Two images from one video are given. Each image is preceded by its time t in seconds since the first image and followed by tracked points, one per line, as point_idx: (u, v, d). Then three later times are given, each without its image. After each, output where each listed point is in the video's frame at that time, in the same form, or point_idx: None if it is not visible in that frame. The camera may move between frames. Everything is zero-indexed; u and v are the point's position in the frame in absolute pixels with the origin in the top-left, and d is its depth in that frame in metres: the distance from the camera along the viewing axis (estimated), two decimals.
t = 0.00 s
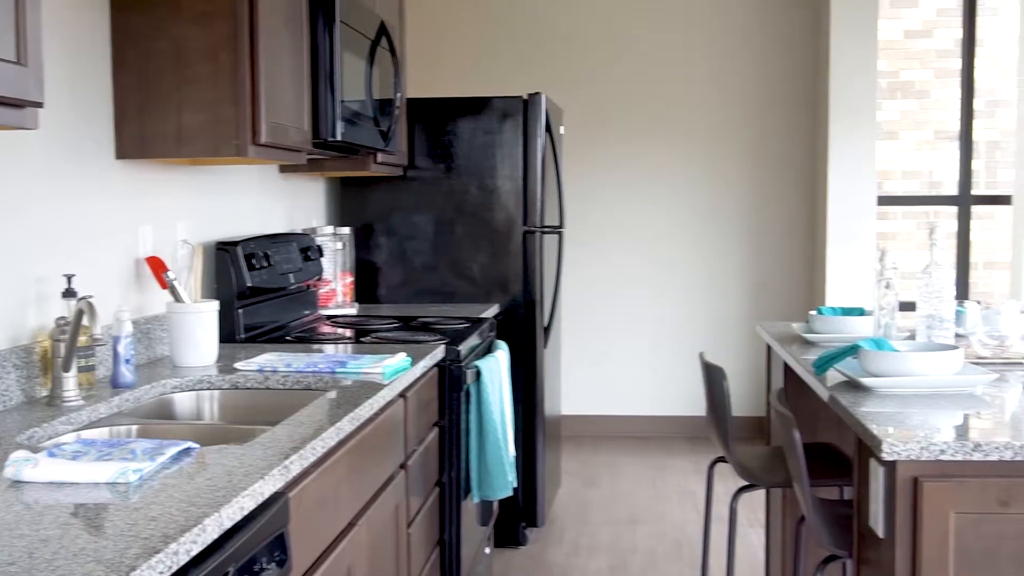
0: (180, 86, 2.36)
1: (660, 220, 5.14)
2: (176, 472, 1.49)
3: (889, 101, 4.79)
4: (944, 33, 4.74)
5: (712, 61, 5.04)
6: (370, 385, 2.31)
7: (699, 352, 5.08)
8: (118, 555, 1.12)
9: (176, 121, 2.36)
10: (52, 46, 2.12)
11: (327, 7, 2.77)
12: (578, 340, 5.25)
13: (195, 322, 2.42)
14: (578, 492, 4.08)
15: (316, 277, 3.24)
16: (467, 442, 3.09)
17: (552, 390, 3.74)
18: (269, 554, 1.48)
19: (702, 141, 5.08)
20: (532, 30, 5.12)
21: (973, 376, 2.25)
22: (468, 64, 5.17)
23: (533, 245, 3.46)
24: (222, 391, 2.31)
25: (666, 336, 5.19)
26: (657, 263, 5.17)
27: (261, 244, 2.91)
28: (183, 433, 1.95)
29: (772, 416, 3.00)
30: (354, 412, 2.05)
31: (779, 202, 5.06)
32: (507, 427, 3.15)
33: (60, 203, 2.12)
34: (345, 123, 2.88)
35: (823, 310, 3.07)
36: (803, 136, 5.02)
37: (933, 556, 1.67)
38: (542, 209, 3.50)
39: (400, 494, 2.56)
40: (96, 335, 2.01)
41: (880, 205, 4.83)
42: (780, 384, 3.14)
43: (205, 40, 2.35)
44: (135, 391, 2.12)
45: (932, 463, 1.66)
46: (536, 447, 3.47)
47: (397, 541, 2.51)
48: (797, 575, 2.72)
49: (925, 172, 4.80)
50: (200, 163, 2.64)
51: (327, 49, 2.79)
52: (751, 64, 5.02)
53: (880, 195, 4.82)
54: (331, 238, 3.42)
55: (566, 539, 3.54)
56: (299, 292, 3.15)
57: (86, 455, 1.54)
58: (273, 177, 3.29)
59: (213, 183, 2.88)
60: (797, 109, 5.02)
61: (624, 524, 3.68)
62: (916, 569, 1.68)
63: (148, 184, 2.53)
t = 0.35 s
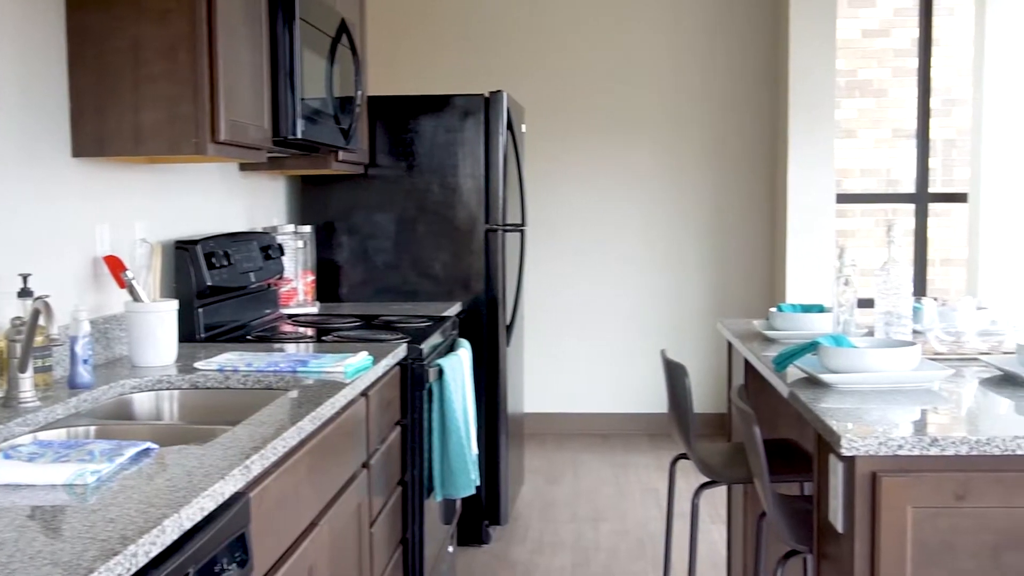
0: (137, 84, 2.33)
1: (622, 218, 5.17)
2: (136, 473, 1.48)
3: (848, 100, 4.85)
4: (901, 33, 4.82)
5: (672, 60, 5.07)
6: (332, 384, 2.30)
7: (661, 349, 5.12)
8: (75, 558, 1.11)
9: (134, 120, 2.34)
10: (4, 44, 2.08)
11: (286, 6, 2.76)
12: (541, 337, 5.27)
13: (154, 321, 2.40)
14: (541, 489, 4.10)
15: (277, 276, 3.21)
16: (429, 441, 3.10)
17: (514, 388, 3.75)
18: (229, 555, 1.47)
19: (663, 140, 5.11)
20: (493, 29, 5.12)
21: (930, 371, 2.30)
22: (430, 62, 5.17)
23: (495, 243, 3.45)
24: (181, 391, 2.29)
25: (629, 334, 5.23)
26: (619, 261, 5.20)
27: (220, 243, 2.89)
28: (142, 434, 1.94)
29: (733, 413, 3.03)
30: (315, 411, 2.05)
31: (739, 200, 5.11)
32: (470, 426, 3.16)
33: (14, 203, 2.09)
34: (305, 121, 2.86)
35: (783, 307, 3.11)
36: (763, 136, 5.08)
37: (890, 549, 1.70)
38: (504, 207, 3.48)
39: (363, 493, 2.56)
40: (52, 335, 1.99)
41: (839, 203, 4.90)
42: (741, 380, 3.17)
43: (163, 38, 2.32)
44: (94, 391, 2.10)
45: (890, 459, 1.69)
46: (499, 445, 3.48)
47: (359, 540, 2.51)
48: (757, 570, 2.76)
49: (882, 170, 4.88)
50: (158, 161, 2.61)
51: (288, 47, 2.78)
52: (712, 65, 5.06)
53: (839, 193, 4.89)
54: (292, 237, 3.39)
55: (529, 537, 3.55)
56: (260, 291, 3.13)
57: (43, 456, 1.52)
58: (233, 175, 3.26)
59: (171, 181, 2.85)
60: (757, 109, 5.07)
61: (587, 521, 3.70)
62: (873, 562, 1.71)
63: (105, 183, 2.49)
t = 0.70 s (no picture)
0: (102, 81, 2.31)
1: (590, 217, 5.19)
2: (101, 474, 1.47)
3: (814, 99, 4.91)
4: (866, 32, 4.88)
5: (639, 60, 5.10)
6: (300, 384, 2.29)
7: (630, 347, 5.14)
8: (38, 560, 1.10)
9: (99, 117, 2.31)
10: None
11: (252, 4, 2.74)
12: (511, 335, 5.27)
13: (120, 321, 2.37)
14: (510, 488, 4.10)
15: (244, 275, 3.19)
16: (398, 439, 3.10)
17: (484, 387, 3.74)
18: (196, 555, 1.45)
19: (632, 139, 5.14)
20: (462, 26, 5.11)
21: (896, 368, 2.34)
22: (398, 60, 5.15)
23: (463, 242, 3.44)
24: (147, 391, 2.27)
25: (598, 332, 5.25)
26: (588, 259, 5.21)
27: (186, 241, 2.86)
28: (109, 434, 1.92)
29: (701, 410, 3.04)
30: (283, 411, 2.03)
31: (707, 200, 5.15)
32: (439, 425, 3.17)
33: None
34: (272, 119, 2.84)
35: (751, 304, 3.13)
36: (730, 135, 5.11)
37: (857, 544, 1.73)
38: (473, 206, 3.47)
39: (331, 492, 2.55)
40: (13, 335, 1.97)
41: (806, 201, 4.95)
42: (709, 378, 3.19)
43: (127, 35, 2.29)
44: (58, 391, 2.07)
45: (856, 455, 1.72)
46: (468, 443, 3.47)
47: (328, 540, 2.50)
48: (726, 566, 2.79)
49: (848, 168, 4.94)
50: (123, 159, 2.58)
51: (254, 44, 2.75)
52: (680, 65, 5.09)
53: (806, 191, 4.94)
54: (260, 236, 3.35)
55: (499, 536, 3.55)
56: (227, 290, 3.10)
57: (6, 458, 1.50)
58: (199, 173, 3.22)
59: (136, 179, 2.82)
60: (724, 109, 5.10)
61: (556, 519, 3.71)
62: (840, 556, 1.74)
63: (69, 181, 2.46)
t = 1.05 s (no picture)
0: (63, 80, 2.28)
1: (559, 216, 5.19)
2: (63, 476, 1.46)
3: (779, 97, 4.94)
4: (830, 32, 4.92)
5: (607, 59, 5.11)
6: (265, 383, 2.28)
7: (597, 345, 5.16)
8: None
9: (60, 116, 2.29)
10: None
11: (216, 2, 2.72)
12: (479, 334, 5.27)
13: (83, 321, 2.34)
14: (478, 486, 4.10)
15: (210, 274, 3.16)
16: (366, 438, 3.10)
17: (451, 386, 3.73)
18: (161, 557, 1.44)
19: (600, 139, 5.15)
20: (431, 24, 5.10)
21: (859, 364, 2.37)
22: (366, 57, 5.13)
23: (431, 240, 3.43)
24: (111, 392, 2.24)
25: (567, 330, 5.26)
26: (556, 257, 5.22)
27: (150, 240, 2.84)
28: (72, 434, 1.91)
29: (668, 407, 3.05)
30: (248, 410, 2.02)
31: (673, 199, 5.17)
32: (406, 423, 3.16)
33: None
34: (237, 117, 2.82)
35: (716, 302, 3.15)
36: (696, 135, 5.14)
37: (822, 539, 1.74)
38: (440, 204, 3.47)
39: (298, 491, 2.53)
40: None
41: (771, 199, 4.98)
42: (676, 375, 3.20)
43: (89, 33, 2.27)
44: (20, 393, 2.08)
45: (821, 451, 1.73)
46: (435, 441, 3.46)
47: (294, 540, 2.49)
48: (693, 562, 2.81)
49: (814, 166, 4.98)
50: (84, 158, 2.55)
51: (217, 42, 2.73)
52: (647, 65, 5.11)
53: (771, 189, 4.97)
54: (225, 235, 3.31)
55: (467, 535, 3.54)
56: (192, 289, 3.07)
57: None
58: (163, 172, 3.19)
59: (99, 178, 2.79)
60: (690, 109, 5.13)
61: (524, 518, 3.71)
62: (806, 552, 1.75)
63: (29, 180, 2.43)
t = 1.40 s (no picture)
0: (34, 76, 2.27)
1: (534, 215, 5.19)
2: (35, 475, 1.46)
3: (754, 96, 4.95)
4: (803, 31, 4.94)
5: (582, 60, 5.11)
6: (239, 381, 2.27)
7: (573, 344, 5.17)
8: None
9: (31, 114, 2.27)
10: None
11: None
12: (455, 332, 5.26)
13: (54, 319, 2.33)
14: (452, 484, 4.10)
15: (183, 272, 3.14)
16: (341, 437, 3.09)
17: (427, 384, 3.72)
18: (133, 556, 1.43)
19: (575, 138, 5.15)
20: (408, 22, 5.09)
21: (833, 362, 2.38)
22: (343, 55, 5.11)
23: (405, 238, 3.42)
24: (84, 390, 2.23)
25: (543, 329, 5.26)
26: (532, 256, 5.22)
27: (123, 238, 2.82)
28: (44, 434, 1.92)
29: (643, 405, 3.06)
30: (222, 409, 2.02)
31: (648, 198, 5.18)
32: (382, 422, 3.15)
33: None
34: (210, 114, 2.81)
35: (691, 300, 3.15)
36: (670, 135, 5.16)
37: (795, 536, 1.75)
38: (415, 202, 3.46)
39: (272, 490, 2.52)
40: None
41: (745, 198, 5.00)
42: (651, 373, 3.20)
43: (59, 30, 2.25)
44: None
45: (795, 448, 1.74)
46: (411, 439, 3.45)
47: (268, 539, 2.47)
48: (668, 559, 2.81)
49: (788, 165, 5.00)
50: (55, 155, 2.53)
51: (190, 39, 2.72)
52: (623, 65, 5.12)
53: (746, 187, 4.99)
54: (199, 233, 3.29)
55: (442, 533, 3.54)
56: (166, 287, 3.05)
57: None
58: (136, 169, 3.17)
59: (71, 175, 2.77)
60: (665, 109, 5.14)
61: (499, 515, 3.70)
62: (779, 548, 1.76)
63: None
